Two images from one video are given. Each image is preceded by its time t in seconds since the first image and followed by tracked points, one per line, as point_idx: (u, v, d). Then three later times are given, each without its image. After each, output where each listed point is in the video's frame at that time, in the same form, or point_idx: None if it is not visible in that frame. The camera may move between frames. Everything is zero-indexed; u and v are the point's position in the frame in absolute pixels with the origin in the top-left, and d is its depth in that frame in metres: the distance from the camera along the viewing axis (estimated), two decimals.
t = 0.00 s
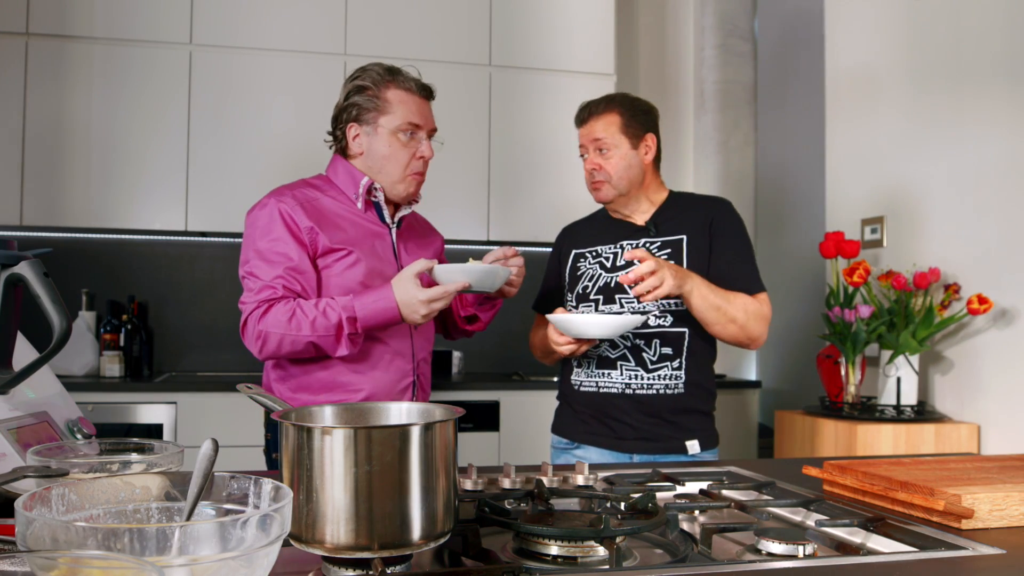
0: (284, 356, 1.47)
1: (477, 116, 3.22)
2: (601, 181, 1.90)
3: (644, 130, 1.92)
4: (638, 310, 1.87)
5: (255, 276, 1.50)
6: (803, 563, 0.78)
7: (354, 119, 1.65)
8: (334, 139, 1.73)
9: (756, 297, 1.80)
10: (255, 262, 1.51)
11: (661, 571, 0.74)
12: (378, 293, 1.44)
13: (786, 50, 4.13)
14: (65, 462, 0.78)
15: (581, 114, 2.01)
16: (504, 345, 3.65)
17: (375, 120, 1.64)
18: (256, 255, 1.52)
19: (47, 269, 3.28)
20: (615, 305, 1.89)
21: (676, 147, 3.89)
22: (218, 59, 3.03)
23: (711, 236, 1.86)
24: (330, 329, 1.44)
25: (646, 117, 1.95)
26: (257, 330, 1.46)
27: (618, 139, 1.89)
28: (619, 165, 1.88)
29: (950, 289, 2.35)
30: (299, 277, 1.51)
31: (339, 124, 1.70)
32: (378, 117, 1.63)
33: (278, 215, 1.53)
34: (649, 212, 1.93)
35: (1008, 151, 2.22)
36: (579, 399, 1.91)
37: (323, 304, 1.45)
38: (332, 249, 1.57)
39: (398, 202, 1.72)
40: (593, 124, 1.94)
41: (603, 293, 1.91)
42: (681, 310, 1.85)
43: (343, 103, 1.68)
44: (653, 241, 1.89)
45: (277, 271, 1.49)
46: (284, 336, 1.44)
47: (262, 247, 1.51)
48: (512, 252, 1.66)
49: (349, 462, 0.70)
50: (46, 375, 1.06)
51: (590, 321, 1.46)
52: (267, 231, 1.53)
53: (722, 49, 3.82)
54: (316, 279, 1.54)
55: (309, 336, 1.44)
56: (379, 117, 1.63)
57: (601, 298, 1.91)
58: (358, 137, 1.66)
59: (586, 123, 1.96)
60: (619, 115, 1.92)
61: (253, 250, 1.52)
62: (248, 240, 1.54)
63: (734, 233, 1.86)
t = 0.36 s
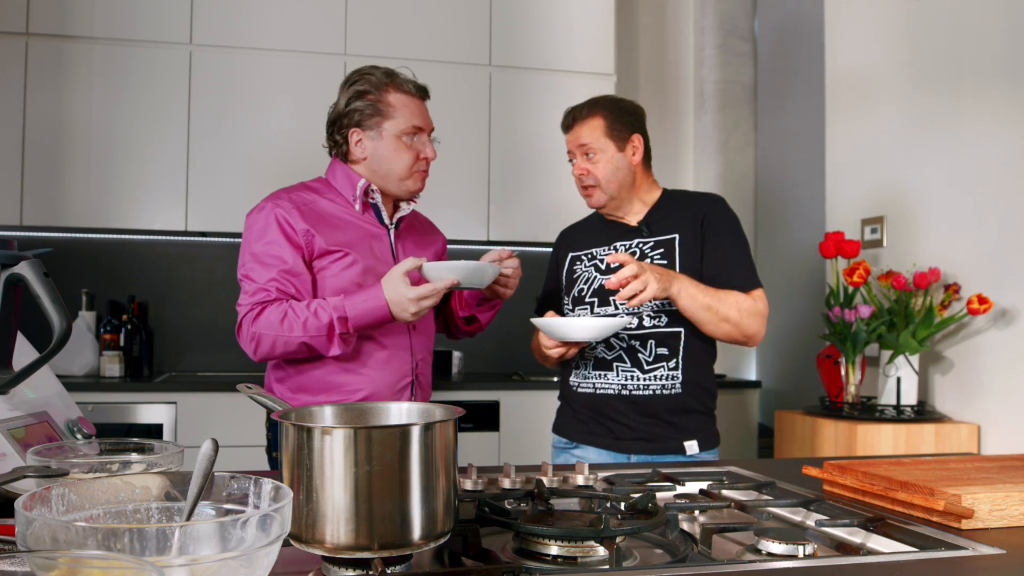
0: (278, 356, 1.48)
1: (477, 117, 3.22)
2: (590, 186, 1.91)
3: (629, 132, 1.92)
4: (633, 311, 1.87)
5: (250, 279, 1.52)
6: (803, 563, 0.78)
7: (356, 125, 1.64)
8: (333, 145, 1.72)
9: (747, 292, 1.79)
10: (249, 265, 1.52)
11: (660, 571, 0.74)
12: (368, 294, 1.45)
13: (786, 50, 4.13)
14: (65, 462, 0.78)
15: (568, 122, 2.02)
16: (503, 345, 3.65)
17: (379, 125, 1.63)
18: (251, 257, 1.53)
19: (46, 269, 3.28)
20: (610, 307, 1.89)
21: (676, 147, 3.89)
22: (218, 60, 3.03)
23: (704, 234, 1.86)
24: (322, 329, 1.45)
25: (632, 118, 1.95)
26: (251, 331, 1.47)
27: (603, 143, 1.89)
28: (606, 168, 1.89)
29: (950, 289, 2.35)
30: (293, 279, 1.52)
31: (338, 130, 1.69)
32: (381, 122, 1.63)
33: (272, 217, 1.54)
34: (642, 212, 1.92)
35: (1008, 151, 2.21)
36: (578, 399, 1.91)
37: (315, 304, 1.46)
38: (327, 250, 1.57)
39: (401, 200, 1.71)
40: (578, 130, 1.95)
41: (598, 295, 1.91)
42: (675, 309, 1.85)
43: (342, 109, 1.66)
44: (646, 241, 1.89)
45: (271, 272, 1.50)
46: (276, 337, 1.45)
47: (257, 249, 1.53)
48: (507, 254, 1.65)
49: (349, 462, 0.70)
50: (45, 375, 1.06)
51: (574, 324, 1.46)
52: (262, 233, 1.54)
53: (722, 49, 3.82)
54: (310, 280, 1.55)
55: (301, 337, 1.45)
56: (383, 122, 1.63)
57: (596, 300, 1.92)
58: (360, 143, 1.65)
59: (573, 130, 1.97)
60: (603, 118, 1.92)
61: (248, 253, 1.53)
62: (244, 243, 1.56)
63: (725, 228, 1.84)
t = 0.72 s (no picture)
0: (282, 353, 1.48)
1: (477, 117, 3.22)
2: (592, 187, 1.90)
3: (632, 133, 1.91)
4: (635, 311, 1.87)
5: (253, 276, 1.52)
6: (803, 563, 0.78)
7: (361, 124, 1.64)
8: (335, 145, 1.71)
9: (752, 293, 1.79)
10: (252, 262, 1.52)
11: (660, 571, 0.74)
12: (371, 288, 1.44)
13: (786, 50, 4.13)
14: (65, 462, 0.78)
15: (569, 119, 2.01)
16: (504, 344, 3.65)
17: (385, 124, 1.63)
18: (254, 254, 1.53)
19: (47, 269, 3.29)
20: (612, 307, 1.89)
21: (676, 147, 3.89)
22: (218, 60, 3.03)
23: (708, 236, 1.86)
24: (326, 325, 1.45)
25: (634, 117, 1.94)
26: (254, 328, 1.47)
27: (605, 144, 1.89)
28: (608, 169, 1.88)
29: (950, 289, 2.35)
30: (296, 275, 1.52)
31: (341, 129, 1.68)
32: (387, 121, 1.63)
33: (275, 213, 1.54)
34: (643, 212, 1.93)
35: (1008, 151, 2.21)
36: (578, 400, 1.91)
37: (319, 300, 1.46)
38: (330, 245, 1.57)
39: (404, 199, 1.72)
40: (581, 129, 1.93)
41: (599, 295, 1.91)
42: (679, 310, 1.85)
43: (346, 108, 1.66)
44: (648, 241, 1.89)
45: (274, 269, 1.50)
46: (280, 334, 1.46)
47: (259, 246, 1.53)
48: (508, 250, 1.64)
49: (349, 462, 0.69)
50: (45, 375, 1.06)
51: (577, 324, 1.46)
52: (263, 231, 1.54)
53: (722, 49, 3.82)
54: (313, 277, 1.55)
55: (306, 332, 1.45)
56: (388, 121, 1.63)
57: (598, 300, 1.92)
58: (365, 142, 1.65)
59: (575, 129, 1.96)
60: (606, 119, 1.91)
61: (251, 250, 1.54)
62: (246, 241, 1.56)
63: (731, 229, 1.85)
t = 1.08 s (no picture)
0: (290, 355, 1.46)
1: (477, 117, 3.22)
2: (594, 185, 1.89)
3: (631, 130, 1.92)
4: (640, 307, 1.86)
5: (259, 275, 1.50)
6: (802, 563, 0.78)
7: (370, 121, 1.64)
8: (344, 138, 1.71)
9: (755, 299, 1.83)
10: (259, 261, 1.51)
11: (660, 571, 0.74)
12: (384, 289, 1.44)
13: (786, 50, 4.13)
14: (65, 462, 0.78)
15: (567, 118, 2.00)
16: (504, 344, 3.65)
17: (393, 126, 1.62)
18: (260, 253, 1.52)
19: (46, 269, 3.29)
20: (616, 304, 1.89)
21: (677, 147, 3.89)
22: (218, 60, 3.03)
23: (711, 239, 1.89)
24: (337, 327, 1.44)
25: (630, 114, 1.94)
26: (262, 329, 1.45)
27: (606, 142, 1.89)
28: (609, 166, 1.88)
29: (950, 289, 2.35)
30: (304, 276, 1.51)
31: (353, 122, 1.68)
32: (396, 123, 1.62)
33: (283, 212, 1.53)
34: (642, 210, 1.94)
35: (1008, 151, 2.21)
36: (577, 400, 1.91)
37: (330, 301, 1.45)
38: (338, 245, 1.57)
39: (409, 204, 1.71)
40: (582, 125, 1.92)
41: (603, 293, 1.90)
42: (683, 309, 1.86)
43: (359, 102, 1.65)
44: (654, 239, 1.89)
45: (282, 269, 1.49)
46: (290, 335, 1.44)
47: (267, 245, 1.51)
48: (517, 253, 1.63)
49: (349, 462, 0.69)
50: (45, 376, 1.06)
51: (581, 323, 1.46)
52: (270, 229, 1.52)
53: (722, 48, 3.83)
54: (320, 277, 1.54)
55: (316, 334, 1.43)
56: (397, 123, 1.62)
57: (601, 298, 1.91)
58: (372, 139, 1.65)
59: (573, 127, 1.95)
60: (605, 117, 1.91)
61: (257, 248, 1.52)
62: (251, 239, 1.54)
63: (738, 238, 1.90)
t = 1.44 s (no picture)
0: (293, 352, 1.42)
1: (477, 117, 3.22)
2: (612, 188, 1.87)
3: (638, 132, 1.94)
4: (649, 311, 1.87)
5: (261, 267, 1.46)
6: (802, 563, 0.78)
7: (366, 106, 1.63)
8: (342, 123, 1.71)
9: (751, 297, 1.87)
10: (261, 253, 1.46)
11: (660, 572, 0.74)
12: (395, 284, 1.41)
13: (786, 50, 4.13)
14: (65, 462, 0.78)
15: (565, 124, 1.97)
16: (504, 344, 3.66)
17: (390, 110, 1.62)
18: (261, 244, 1.47)
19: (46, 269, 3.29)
20: (625, 307, 1.88)
21: (677, 147, 3.89)
22: (218, 60, 3.03)
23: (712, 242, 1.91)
24: (346, 323, 1.41)
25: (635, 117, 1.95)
26: (266, 324, 1.40)
27: (621, 144, 1.88)
28: (627, 169, 1.87)
29: (950, 289, 2.35)
30: (308, 269, 1.47)
31: (350, 108, 1.67)
32: (393, 107, 1.61)
33: (285, 202, 1.49)
34: (647, 213, 1.94)
35: (1008, 151, 2.21)
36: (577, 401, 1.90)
37: (338, 297, 1.42)
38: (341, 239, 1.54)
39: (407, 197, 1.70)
40: (594, 128, 1.90)
41: (611, 296, 1.90)
42: (691, 311, 1.88)
43: (356, 86, 1.64)
44: (656, 242, 1.90)
45: (286, 261, 1.45)
46: (296, 332, 1.40)
47: (269, 235, 1.47)
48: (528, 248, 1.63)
49: (349, 462, 0.69)
50: (45, 376, 1.06)
51: (595, 328, 1.46)
52: (273, 220, 1.48)
53: (722, 49, 3.82)
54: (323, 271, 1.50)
55: (323, 331, 1.40)
56: (394, 107, 1.61)
57: (608, 301, 1.90)
58: (368, 125, 1.64)
59: (575, 132, 1.93)
60: (615, 119, 1.91)
61: (258, 239, 1.48)
62: (251, 230, 1.50)
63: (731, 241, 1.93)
